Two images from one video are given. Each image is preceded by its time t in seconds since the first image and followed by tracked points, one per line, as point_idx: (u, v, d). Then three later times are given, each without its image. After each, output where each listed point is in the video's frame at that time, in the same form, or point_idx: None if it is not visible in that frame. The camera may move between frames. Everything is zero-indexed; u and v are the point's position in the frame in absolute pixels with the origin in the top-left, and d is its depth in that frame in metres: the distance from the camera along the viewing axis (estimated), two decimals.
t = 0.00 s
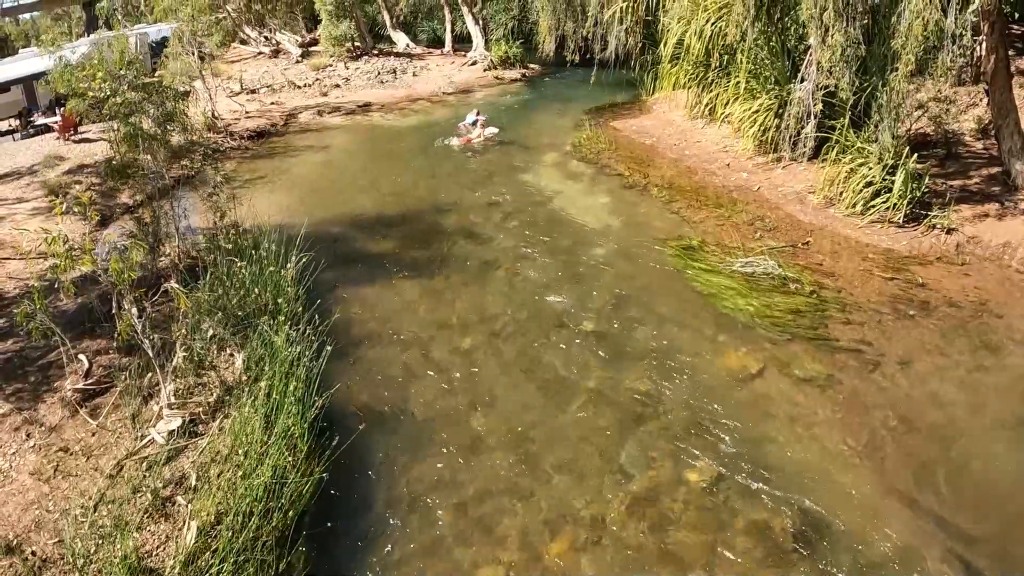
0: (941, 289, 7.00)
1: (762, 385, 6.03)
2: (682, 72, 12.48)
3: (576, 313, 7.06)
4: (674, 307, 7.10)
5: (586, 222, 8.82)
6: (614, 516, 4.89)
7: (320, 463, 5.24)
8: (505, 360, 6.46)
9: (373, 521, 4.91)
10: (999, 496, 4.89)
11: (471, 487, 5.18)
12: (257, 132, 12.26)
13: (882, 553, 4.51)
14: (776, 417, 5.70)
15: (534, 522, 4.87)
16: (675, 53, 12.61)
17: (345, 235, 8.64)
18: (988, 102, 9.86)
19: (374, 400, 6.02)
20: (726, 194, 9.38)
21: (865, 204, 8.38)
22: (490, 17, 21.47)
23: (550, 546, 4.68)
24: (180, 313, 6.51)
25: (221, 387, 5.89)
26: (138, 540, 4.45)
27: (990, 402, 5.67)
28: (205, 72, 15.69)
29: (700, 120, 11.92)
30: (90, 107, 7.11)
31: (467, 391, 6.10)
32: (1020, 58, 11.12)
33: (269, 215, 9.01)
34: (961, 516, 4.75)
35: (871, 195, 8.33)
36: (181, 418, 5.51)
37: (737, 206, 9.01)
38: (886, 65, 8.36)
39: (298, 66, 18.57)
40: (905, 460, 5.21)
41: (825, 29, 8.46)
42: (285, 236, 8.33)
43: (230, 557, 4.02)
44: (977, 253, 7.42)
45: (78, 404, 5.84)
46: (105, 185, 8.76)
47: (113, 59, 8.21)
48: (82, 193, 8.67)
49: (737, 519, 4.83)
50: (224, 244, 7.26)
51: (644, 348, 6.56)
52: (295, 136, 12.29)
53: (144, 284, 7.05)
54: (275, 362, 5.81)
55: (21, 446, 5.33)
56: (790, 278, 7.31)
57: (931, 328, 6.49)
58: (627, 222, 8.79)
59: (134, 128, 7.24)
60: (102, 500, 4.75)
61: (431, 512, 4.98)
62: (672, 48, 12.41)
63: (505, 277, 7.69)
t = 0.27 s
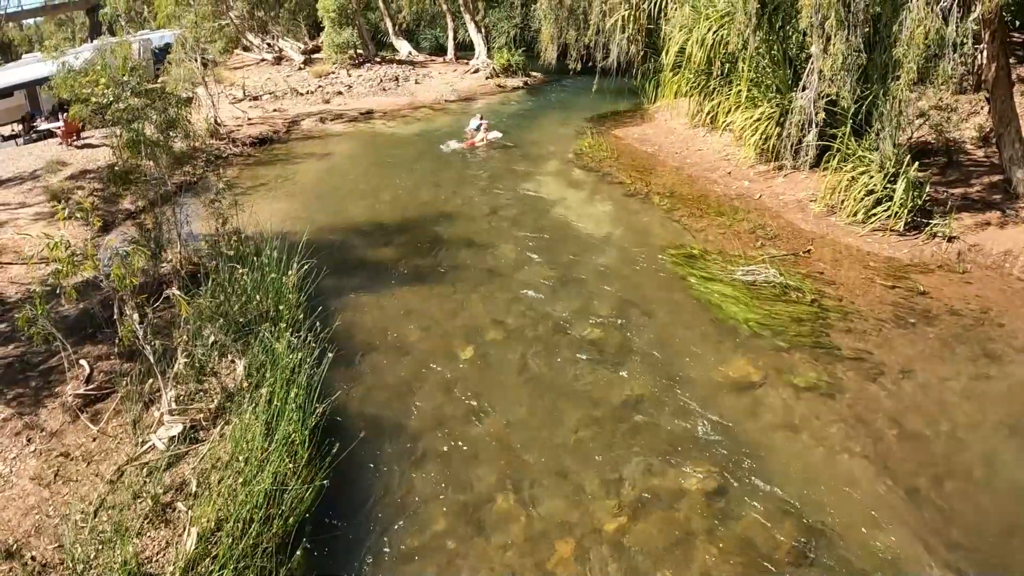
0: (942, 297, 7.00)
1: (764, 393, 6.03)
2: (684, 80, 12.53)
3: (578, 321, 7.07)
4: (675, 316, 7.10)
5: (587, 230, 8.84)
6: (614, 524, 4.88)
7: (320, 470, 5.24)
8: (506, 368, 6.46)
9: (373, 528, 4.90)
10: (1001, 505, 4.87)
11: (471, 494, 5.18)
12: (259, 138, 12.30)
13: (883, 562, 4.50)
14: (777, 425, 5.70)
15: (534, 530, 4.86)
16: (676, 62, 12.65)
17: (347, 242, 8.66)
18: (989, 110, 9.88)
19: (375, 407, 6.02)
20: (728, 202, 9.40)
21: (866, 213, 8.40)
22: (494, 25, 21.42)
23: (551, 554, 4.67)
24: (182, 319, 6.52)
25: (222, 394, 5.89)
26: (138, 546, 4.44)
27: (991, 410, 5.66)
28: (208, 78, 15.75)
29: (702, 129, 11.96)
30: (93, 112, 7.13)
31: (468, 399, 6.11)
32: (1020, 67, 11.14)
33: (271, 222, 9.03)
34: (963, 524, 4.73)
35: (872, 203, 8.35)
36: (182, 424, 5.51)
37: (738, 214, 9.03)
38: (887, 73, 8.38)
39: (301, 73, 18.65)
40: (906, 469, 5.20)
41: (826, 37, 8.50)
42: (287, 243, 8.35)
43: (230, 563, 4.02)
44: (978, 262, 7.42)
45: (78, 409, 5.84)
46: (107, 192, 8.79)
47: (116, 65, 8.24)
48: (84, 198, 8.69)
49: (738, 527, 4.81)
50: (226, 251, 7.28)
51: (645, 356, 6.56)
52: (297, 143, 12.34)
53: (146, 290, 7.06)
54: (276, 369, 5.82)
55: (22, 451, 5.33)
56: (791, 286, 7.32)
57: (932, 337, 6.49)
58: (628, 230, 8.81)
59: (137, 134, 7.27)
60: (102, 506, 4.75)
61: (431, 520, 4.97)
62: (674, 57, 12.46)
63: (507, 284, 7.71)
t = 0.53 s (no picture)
0: (943, 301, 7.00)
1: (764, 397, 6.03)
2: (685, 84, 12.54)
3: (579, 325, 7.07)
4: (676, 319, 7.10)
5: (588, 234, 8.85)
6: (614, 527, 4.88)
7: (320, 473, 5.24)
8: (506, 372, 6.46)
9: (373, 532, 4.89)
10: (1002, 508, 4.86)
11: (472, 497, 5.17)
12: (260, 141, 12.32)
13: (884, 566, 4.49)
14: (778, 429, 5.69)
15: (534, 534, 4.86)
16: (677, 65, 12.67)
17: (348, 245, 8.67)
18: (990, 113, 9.88)
19: (376, 411, 6.02)
20: (729, 206, 9.41)
21: (866, 216, 8.41)
22: (494, 29, 21.72)
23: (551, 557, 4.67)
24: (182, 322, 6.52)
25: (223, 397, 5.89)
26: (138, 548, 4.43)
27: (992, 414, 5.66)
28: (209, 81, 15.77)
29: (702, 133, 11.98)
30: (94, 115, 7.14)
31: (468, 402, 6.11)
32: (1021, 71, 11.15)
33: (272, 225, 9.04)
34: (964, 528, 4.73)
35: (873, 207, 8.36)
36: (182, 427, 5.50)
37: (739, 218, 9.04)
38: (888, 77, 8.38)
39: (302, 77, 18.68)
40: (906, 472, 5.20)
41: (827, 41, 8.50)
42: (287, 247, 8.35)
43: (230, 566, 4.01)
44: (979, 265, 7.42)
45: (79, 411, 5.84)
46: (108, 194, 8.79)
47: (117, 68, 8.25)
48: (85, 201, 8.70)
49: (739, 530, 4.81)
50: (227, 254, 7.29)
51: (645, 360, 6.56)
52: (298, 147, 12.35)
53: (146, 293, 7.06)
54: (277, 372, 5.82)
55: (22, 454, 5.33)
56: (791, 290, 7.32)
57: (933, 340, 6.49)
58: (629, 234, 8.81)
59: (138, 136, 7.27)
60: (102, 509, 4.74)
61: (431, 524, 4.96)
62: (675, 61, 12.48)
63: (508, 288, 7.71)
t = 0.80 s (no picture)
0: (944, 305, 7.00)
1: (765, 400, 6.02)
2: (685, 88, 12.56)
3: (579, 328, 7.07)
4: (677, 323, 7.11)
5: (589, 237, 8.85)
6: (615, 531, 4.88)
7: (321, 476, 5.23)
8: (507, 375, 6.46)
9: (373, 535, 4.89)
10: (1003, 512, 4.86)
11: (472, 501, 5.17)
12: (260, 144, 12.34)
13: (885, 569, 4.48)
14: (779, 432, 5.68)
15: (535, 537, 4.85)
16: (678, 69, 12.68)
17: (348, 249, 8.67)
18: (990, 117, 9.89)
19: (376, 414, 6.02)
20: (729, 210, 9.41)
21: (867, 220, 8.41)
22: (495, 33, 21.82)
23: (551, 560, 4.66)
24: (183, 325, 6.53)
25: (223, 400, 5.88)
26: (138, 551, 4.43)
27: (993, 417, 5.65)
28: (209, 84, 15.80)
29: (703, 136, 11.99)
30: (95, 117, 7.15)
31: (469, 406, 6.10)
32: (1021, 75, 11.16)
33: (273, 229, 9.05)
34: (965, 532, 4.72)
35: (874, 210, 8.36)
36: (182, 430, 5.50)
37: (740, 221, 9.04)
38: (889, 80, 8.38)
39: (302, 80, 18.71)
40: (907, 476, 5.19)
41: (828, 45, 8.50)
42: (288, 250, 8.36)
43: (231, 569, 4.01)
44: (980, 269, 7.43)
45: (79, 414, 5.84)
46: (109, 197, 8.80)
47: (118, 71, 8.26)
48: (86, 203, 8.71)
49: (739, 534, 4.80)
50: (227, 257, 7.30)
51: (646, 363, 6.56)
52: (299, 150, 12.37)
53: (147, 296, 7.07)
54: (277, 375, 5.82)
55: (22, 456, 5.32)
56: (792, 293, 7.32)
57: (933, 344, 6.49)
58: (630, 237, 8.82)
59: (139, 140, 7.28)
60: (102, 511, 4.74)
61: (431, 528, 4.95)
62: (675, 64, 12.49)
63: (508, 291, 7.71)
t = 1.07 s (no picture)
0: (944, 308, 7.00)
1: (765, 404, 6.02)
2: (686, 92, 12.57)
3: (580, 332, 7.07)
4: (677, 327, 7.11)
5: (590, 241, 8.86)
6: (615, 534, 4.87)
7: (321, 480, 5.22)
8: (508, 379, 6.46)
9: (373, 538, 4.88)
10: (1003, 515, 4.85)
11: (472, 504, 5.17)
12: (261, 148, 12.36)
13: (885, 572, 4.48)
14: (779, 436, 5.68)
15: (534, 540, 4.85)
16: (678, 73, 12.70)
17: (349, 252, 8.68)
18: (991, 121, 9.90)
19: (376, 418, 6.02)
20: (730, 213, 9.41)
21: (867, 224, 8.42)
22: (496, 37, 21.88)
23: (551, 563, 4.66)
24: (183, 328, 6.53)
25: (223, 403, 5.89)
26: (138, 554, 4.43)
27: (994, 421, 5.65)
28: (211, 87, 15.83)
29: (704, 140, 12.01)
30: (96, 120, 7.16)
31: (469, 409, 6.10)
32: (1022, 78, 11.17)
33: (273, 232, 9.06)
34: (965, 535, 4.72)
35: (874, 214, 8.37)
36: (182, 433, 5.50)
37: (740, 225, 9.05)
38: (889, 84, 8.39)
39: (304, 84, 18.74)
40: (907, 479, 5.19)
41: (828, 48, 8.49)
42: (289, 254, 8.37)
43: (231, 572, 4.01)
44: (980, 272, 7.43)
45: (79, 417, 5.84)
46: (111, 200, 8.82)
47: (119, 73, 8.28)
48: (87, 206, 8.72)
49: (740, 537, 4.80)
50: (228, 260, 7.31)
51: (646, 367, 6.56)
52: (300, 153, 12.39)
53: (147, 299, 7.07)
54: (277, 379, 5.82)
55: (22, 458, 5.33)
56: (792, 297, 7.32)
57: (934, 347, 6.49)
58: (630, 241, 8.82)
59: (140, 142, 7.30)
60: (102, 514, 4.73)
61: (431, 532, 4.95)
62: (676, 68, 12.51)
63: (509, 295, 7.72)
